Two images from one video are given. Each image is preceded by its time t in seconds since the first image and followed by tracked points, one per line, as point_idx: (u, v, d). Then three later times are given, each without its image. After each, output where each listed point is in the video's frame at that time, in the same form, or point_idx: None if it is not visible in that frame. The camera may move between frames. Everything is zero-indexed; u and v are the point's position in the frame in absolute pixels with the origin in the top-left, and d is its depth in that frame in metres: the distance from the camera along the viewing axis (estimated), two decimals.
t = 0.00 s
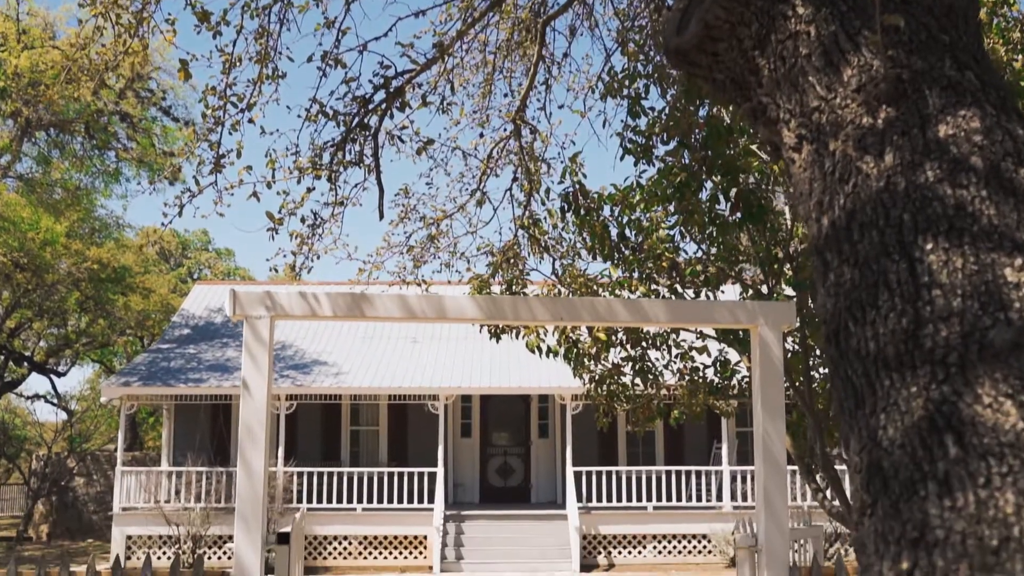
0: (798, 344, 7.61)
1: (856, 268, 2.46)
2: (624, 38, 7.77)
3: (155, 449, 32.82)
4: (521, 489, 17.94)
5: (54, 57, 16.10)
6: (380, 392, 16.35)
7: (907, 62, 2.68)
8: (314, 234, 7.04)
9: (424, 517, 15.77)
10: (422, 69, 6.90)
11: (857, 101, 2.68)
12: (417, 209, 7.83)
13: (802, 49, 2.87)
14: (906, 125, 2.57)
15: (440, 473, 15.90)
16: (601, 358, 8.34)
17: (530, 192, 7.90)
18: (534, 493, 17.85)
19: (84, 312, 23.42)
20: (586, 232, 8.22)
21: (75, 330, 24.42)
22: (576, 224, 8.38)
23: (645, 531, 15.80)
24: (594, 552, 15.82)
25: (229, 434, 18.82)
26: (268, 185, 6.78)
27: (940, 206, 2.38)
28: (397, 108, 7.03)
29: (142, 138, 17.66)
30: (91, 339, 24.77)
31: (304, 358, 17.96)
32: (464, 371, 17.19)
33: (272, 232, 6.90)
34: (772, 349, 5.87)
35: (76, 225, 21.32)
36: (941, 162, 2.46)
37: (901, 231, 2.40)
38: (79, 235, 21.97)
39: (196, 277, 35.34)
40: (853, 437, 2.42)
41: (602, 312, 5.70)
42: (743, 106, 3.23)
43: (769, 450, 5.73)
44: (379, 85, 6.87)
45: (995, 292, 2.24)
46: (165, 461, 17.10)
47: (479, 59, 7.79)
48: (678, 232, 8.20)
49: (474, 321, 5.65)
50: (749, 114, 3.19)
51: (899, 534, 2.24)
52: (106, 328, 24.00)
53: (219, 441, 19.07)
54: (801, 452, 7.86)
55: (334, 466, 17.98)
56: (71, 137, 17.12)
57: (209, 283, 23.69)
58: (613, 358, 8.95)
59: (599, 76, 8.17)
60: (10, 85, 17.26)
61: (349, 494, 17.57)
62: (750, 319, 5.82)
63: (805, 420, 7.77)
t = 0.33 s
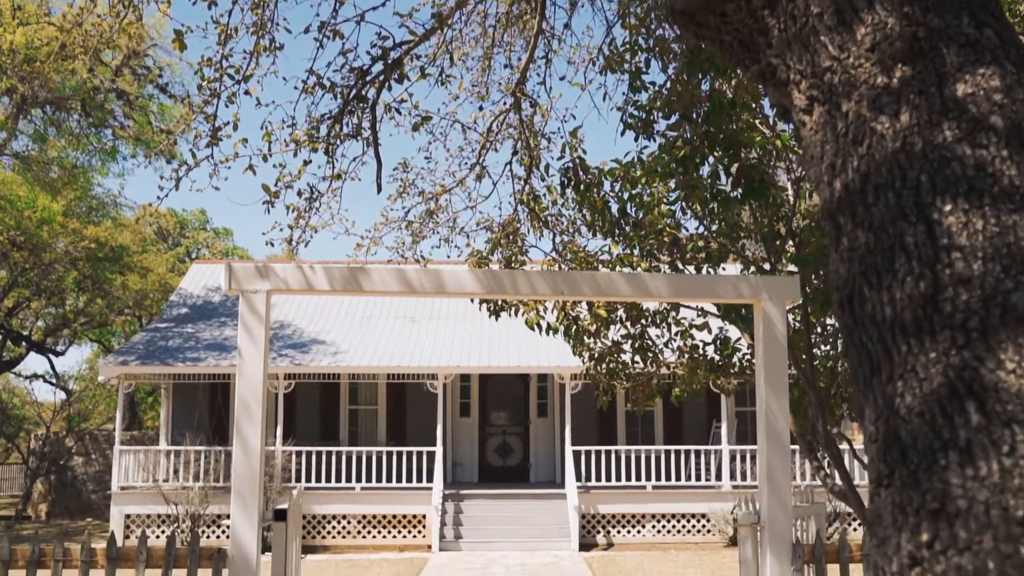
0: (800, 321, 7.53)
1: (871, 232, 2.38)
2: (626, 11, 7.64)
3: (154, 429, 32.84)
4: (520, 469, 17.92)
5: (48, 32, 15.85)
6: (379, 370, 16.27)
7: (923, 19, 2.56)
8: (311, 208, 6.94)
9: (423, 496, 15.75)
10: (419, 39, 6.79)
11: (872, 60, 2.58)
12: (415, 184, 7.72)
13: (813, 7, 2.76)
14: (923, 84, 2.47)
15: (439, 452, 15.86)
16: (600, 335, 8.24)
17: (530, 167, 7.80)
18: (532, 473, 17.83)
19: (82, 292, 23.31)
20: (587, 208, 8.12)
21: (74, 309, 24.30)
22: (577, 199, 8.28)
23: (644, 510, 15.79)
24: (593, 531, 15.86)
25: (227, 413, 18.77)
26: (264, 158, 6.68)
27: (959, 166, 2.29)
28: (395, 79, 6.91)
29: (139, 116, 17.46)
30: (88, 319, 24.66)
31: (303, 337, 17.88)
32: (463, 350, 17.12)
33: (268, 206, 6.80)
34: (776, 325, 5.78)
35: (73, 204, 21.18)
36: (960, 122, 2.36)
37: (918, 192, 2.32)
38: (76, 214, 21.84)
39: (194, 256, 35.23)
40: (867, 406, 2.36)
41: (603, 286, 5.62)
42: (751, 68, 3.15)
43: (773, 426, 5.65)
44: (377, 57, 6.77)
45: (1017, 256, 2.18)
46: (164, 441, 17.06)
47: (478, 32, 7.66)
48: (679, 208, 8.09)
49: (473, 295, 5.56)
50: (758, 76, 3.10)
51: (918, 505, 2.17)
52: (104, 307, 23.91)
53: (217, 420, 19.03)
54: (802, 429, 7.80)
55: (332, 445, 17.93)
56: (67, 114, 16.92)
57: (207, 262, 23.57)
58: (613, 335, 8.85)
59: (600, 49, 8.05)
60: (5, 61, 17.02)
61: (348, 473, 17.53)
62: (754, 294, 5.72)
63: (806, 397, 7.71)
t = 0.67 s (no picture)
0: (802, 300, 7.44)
1: (887, 196, 2.29)
2: None
3: (153, 411, 32.81)
4: (519, 450, 17.88)
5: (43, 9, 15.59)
6: (377, 352, 16.20)
7: None
8: (308, 183, 6.84)
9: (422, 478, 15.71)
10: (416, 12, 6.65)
11: (887, 19, 2.45)
12: (413, 160, 7.60)
13: None
14: (941, 43, 2.34)
15: (438, 433, 15.80)
16: (599, 315, 8.15)
17: (530, 144, 7.68)
18: (531, 454, 17.79)
19: (80, 273, 23.16)
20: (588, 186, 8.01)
21: (72, 291, 24.15)
22: (577, 177, 8.17)
23: (643, 492, 15.71)
24: (593, 513, 15.83)
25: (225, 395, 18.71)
26: (260, 132, 6.57)
27: (980, 127, 2.19)
28: (393, 53, 6.79)
29: (136, 96, 17.25)
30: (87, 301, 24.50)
31: (301, 318, 17.79)
32: (462, 331, 17.03)
33: (264, 181, 6.69)
34: (780, 304, 5.71)
35: (70, 185, 21.01)
36: (981, 82, 2.25)
37: (938, 156, 2.22)
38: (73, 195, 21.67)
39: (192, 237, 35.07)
40: (884, 377, 2.28)
41: (605, 263, 5.53)
42: (762, 31, 3.06)
43: (776, 404, 5.57)
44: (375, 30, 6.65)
45: None
46: (162, 422, 16.99)
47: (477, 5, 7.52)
48: (681, 186, 7.99)
49: (473, 273, 5.47)
50: (770, 40, 3.00)
51: (940, 479, 2.10)
52: (102, 288, 23.78)
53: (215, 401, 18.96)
54: (804, 409, 7.72)
55: (331, 426, 17.88)
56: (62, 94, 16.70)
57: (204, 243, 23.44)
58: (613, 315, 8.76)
59: (601, 24, 7.92)
60: None
61: (347, 454, 17.48)
62: (757, 270, 5.63)
63: (808, 377, 7.63)
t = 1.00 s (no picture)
0: (804, 282, 7.35)
1: (906, 163, 2.20)
2: None
3: (151, 394, 32.77)
4: (517, 434, 17.83)
5: None
6: (376, 334, 16.12)
7: None
8: (304, 161, 6.72)
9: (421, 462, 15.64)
10: None
11: None
12: (411, 138, 7.47)
13: None
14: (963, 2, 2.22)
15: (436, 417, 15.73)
16: (598, 297, 8.04)
17: (530, 122, 7.56)
18: (531, 438, 17.74)
19: (78, 257, 22.99)
20: (588, 165, 7.88)
21: (69, 275, 23.99)
22: (577, 155, 8.05)
23: (643, 476, 15.66)
24: (592, 496, 15.78)
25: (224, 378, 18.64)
26: (255, 109, 6.45)
27: (1004, 91, 2.09)
28: (390, 29, 6.66)
29: (132, 77, 16.98)
30: (85, 285, 24.34)
31: (298, 302, 17.68)
32: (460, 314, 16.93)
33: (260, 160, 6.58)
34: (782, 284, 5.61)
35: (66, 167, 20.81)
36: (1005, 44, 2.14)
37: (960, 121, 2.12)
38: (69, 177, 21.49)
39: (190, 220, 34.89)
40: (904, 352, 2.20)
41: (606, 242, 5.44)
42: None
43: (780, 385, 5.50)
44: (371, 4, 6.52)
45: None
46: (160, 406, 16.91)
47: None
48: (683, 165, 7.88)
49: (472, 252, 5.36)
50: (783, 5, 2.89)
51: (965, 459, 2.02)
52: (99, 272, 23.63)
53: (213, 385, 18.89)
54: (806, 392, 7.64)
55: (329, 410, 17.82)
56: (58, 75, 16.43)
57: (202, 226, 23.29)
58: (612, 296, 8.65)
59: None
60: None
61: (346, 437, 17.43)
62: (760, 249, 5.54)
63: (810, 359, 7.54)
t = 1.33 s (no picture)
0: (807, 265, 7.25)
1: (927, 133, 2.11)
2: None
3: (149, 380, 32.71)
4: (516, 419, 17.77)
5: None
6: (375, 319, 16.03)
7: None
8: (300, 142, 6.61)
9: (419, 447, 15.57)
10: None
11: None
12: (409, 118, 7.35)
13: None
14: None
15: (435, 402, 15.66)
16: (598, 281, 7.93)
17: (529, 103, 7.45)
18: (529, 424, 17.69)
19: (75, 242, 22.86)
20: (588, 147, 7.77)
21: (66, 260, 23.87)
22: (577, 136, 7.94)
23: (642, 461, 15.61)
24: (591, 482, 15.72)
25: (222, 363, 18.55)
26: (250, 88, 6.33)
27: None
28: (388, 6, 6.54)
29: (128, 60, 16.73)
30: (83, 270, 24.21)
31: (296, 287, 17.56)
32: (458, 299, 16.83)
33: (256, 140, 6.47)
34: (787, 265, 5.51)
35: (62, 152, 20.65)
36: None
37: (985, 88, 2.03)
38: (66, 162, 21.32)
39: (188, 205, 34.74)
40: (924, 330, 2.12)
41: (607, 223, 5.33)
42: None
43: (784, 369, 5.41)
44: None
45: None
46: (158, 391, 16.82)
47: None
48: (684, 147, 7.77)
49: (471, 233, 5.27)
50: None
51: (991, 441, 1.94)
52: (97, 257, 23.50)
53: (211, 370, 18.80)
54: (807, 376, 7.55)
55: (327, 395, 17.75)
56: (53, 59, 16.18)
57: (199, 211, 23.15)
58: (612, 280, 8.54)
59: None
60: None
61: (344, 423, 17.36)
62: (764, 230, 5.45)
63: (812, 344, 7.43)
